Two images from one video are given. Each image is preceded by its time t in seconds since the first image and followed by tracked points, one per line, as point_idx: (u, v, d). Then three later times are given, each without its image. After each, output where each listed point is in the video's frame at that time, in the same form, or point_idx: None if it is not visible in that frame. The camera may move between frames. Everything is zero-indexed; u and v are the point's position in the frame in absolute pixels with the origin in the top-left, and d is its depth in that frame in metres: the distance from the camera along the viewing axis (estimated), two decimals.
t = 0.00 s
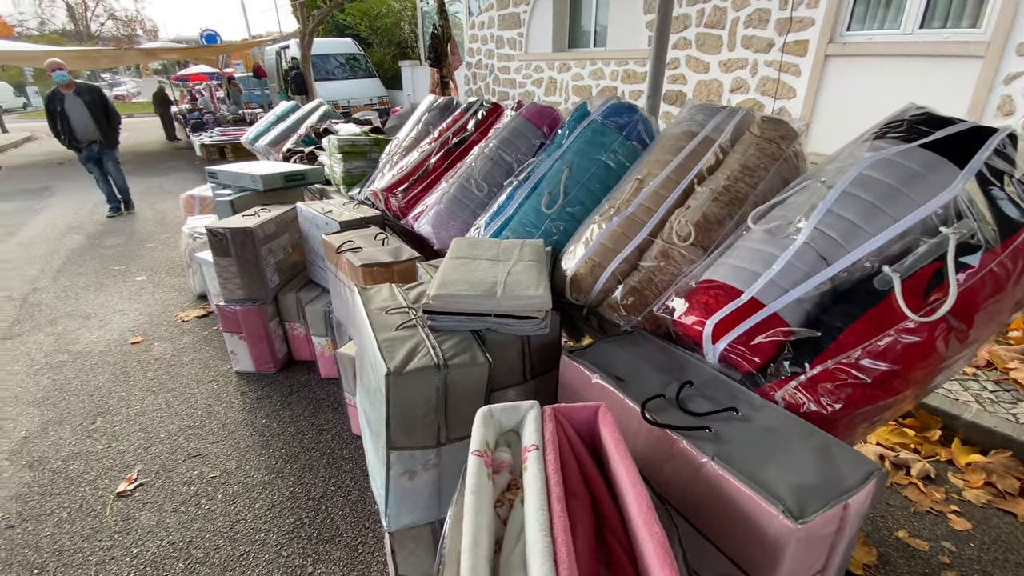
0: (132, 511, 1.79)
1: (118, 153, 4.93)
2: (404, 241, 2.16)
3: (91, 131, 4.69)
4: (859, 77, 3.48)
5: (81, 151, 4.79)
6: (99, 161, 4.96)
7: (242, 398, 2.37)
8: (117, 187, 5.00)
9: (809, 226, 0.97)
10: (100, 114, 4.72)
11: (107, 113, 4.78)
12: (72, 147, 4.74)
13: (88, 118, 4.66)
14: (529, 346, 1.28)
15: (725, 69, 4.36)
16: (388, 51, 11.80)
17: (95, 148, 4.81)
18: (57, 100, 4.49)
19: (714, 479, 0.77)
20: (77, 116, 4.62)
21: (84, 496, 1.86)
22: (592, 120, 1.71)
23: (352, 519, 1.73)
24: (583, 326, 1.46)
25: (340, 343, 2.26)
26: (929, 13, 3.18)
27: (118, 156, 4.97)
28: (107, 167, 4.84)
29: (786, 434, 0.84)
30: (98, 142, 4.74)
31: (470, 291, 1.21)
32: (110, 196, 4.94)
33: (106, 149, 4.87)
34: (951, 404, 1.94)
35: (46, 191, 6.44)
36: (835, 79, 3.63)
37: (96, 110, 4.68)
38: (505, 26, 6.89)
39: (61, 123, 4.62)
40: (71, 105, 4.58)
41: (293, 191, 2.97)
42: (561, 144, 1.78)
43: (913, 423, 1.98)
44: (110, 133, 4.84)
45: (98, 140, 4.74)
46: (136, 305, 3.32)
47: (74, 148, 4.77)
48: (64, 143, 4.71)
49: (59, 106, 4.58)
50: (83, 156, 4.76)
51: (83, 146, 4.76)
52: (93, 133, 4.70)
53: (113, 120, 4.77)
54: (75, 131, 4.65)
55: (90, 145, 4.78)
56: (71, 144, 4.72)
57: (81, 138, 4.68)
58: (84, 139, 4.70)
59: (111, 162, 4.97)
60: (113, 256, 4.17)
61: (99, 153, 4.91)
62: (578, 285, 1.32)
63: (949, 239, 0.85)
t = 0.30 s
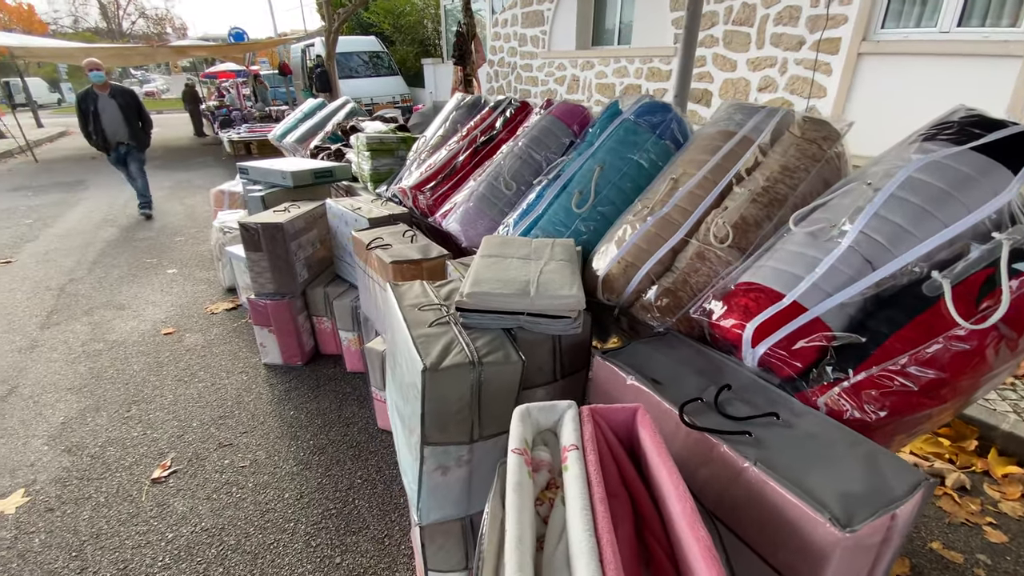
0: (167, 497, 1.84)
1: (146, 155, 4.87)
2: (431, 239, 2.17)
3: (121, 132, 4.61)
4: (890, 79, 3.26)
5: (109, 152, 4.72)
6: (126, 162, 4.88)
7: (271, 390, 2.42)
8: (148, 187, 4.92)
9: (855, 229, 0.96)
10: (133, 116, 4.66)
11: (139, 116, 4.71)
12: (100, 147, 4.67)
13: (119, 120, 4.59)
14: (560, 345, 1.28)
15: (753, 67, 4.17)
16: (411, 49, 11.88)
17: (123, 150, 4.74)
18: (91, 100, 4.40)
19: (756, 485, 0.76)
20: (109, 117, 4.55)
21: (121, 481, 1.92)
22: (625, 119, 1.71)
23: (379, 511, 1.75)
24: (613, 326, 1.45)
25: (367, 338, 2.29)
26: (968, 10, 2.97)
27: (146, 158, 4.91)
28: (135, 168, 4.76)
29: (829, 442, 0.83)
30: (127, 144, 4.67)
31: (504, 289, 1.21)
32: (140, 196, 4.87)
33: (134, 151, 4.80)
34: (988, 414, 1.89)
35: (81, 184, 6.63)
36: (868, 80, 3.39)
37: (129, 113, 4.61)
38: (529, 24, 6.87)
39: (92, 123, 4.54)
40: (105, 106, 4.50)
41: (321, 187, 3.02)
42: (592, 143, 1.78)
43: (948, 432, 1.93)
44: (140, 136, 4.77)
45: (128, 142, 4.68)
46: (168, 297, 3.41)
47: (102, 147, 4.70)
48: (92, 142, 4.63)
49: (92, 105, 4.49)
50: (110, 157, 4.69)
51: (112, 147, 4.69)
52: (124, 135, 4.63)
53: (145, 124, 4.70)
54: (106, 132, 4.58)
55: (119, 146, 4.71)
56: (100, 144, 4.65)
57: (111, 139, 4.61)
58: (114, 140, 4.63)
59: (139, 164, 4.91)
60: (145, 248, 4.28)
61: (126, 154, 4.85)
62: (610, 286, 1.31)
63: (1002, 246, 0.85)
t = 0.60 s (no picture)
0: (190, 487, 1.88)
1: (167, 151, 4.85)
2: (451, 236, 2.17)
3: (142, 125, 4.62)
4: (918, 78, 3.15)
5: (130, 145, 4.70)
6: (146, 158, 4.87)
7: (292, 383, 2.45)
8: (167, 184, 4.94)
9: (891, 233, 0.95)
10: (156, 111, 4.70)
11: (161, 111, 4.74)
12: (121, 140, 4.66)
13: (141, 113, 4.61)
14: (582, 346, 1.27)
15: (777, 65, 4.09)
16: (429, 46, 11.93)
17: (144, 143, 4.73)
18: (114, 90, 4.43)
19: (788, 493, 0.75)
20: (132, 109, 4.57)
21: (146, 470, 1.96)
22: (650, 117, 1.69)
23: (397, 507, 1.76)
24: (636, 328, 1.44)
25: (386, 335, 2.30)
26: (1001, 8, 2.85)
27: (166, 154, 4.89)
28: (156, 164, 4.77)
29: (863, 450, 0.81)
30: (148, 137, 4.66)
31: (528, 289, 1.20)
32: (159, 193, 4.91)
33: (155, 146, 4.79)
34: (1021, 423, 1.83)
35: (108, 179, 6.79)
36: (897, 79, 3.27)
37: (151, 106, 4.64)
38: (548, 21, 6.85)
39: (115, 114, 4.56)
40: (128, 97, 4.54)
41: (342, 184, 3.04)
42: (616, 142, 1.76)
43: (978, 442, 1.87)
44: (162, 131, 4.81)
45: (149, 135, 4.68)
46: (191, 291, 3.47)
47: (123, 141, 4.69)
48: (113, 135, 4.63)
49: (115, 97, 4.53)
50: (130, 150, 4.67)
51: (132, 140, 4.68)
52: (145, 127, 4.63)
53: (167, 118, 4.71)
54: (127, 123, 4.58)
55: (140, 140, 4.70)
56: (121, 137, 4.64)
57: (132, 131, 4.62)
58: (135, 132, 4.63)
59: (159, 160, 4.88)
60: (169, 242, 4.36)
61: (147, 150, 4.84)
62: (634, 286, 1.30)
63: None
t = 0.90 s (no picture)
0: (208, 480, 1.90)
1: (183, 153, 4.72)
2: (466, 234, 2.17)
3: (156, 128, 4.47)
4: (941, 76, 3.08)
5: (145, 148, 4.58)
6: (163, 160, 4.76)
7: (307, 378, 2.47)
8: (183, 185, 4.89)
9: (920, 236, 0.93)
10: (170, 112, 4.52)
11: (175, 111, 4.57)
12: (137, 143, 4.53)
13: (155, 115, 4.45)
14: (600, 346, 1.26)
15: (795, 63, 4.03)
16: (443, 44, 11.95)
17: (159, 146, 4.60)
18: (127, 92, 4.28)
19: (812, 499, 0.74)
20: (145, 111, 4.42)
21: (166, 462, 1.99)
22: (669, 116, 1.68)
23: (411, 503, 1.77)
24: (653, 328, 1.43)
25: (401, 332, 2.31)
26: None
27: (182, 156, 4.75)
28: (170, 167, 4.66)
29: (889, 456, 0.80)
30: (162, 140, 4.52)
31: (546, 288, 1.20)
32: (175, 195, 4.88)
33: (170, 148, 4.65)
34: None
35: (128, 175, 6.90)
36: (918, 77, 3.21)
37: (165, 107, 4.47)
38: (562, 18, 6.82)
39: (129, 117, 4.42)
40: (141, 99, 4.37)
41: (358, 181, 3.06)
42: (634, 141, 1.75)
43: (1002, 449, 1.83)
44: (177, 133, 4.64)
45: (164, 138, 4.53)
46: (208, 286, 3.51)
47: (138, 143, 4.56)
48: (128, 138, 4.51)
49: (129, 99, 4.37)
50: (146, 153, 4.55)
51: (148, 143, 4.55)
52: (159, 130, 4.49)
53: (181, 119, 4.54)
54: (141, 126, 4.44)
55: (155, 142, 4.57)
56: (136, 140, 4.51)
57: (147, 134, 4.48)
58: (149, 135, 4.49)
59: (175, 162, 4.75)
60: (186, 238, 4.42)
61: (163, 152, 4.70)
62: (653, 287, 1.29)
63: None
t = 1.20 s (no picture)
0: (220, 473, 1.92)
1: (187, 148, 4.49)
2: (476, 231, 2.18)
3: (158, 124, 4.24)
4: (958, 74, 3.03)
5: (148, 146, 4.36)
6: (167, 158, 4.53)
7: (317, 374, 2.49)
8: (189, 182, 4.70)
9: (937, 236, 0.92)
10: (169, 106, 4.25)
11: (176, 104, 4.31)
12: (138, 142, 4.30)
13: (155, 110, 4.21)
14: (610, 344, 1.26)
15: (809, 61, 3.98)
16: (453, 41, 11.94)
17: (162, 143, 4.37)
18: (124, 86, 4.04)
19: (825, 499, 0.74)
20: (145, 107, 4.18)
21: (179, 455, 2.01)
22: (682, 114, 1.67)
23: (420, 499, 1.78)
24: (664, 327, 1.42)
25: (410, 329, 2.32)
26: None
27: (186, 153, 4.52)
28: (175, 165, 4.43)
29: (904, 458, 0.79)
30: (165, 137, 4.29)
31: (556, 286, 1.19)
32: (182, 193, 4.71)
33: (173, 144, 4.42)
34: None
35: (141, 171, 6.98)
36: (934, 75, 3.17)
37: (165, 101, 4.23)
38: (573, 15, 6.78)
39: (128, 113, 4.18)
40: (139, 94, 4.13)
41: (368, 178, 3.07)
42: (646, 139, 1.74)
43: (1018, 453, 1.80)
44: (179, 128, 4.38)
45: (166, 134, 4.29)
46: (220, 281, 3.55)
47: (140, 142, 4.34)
48: (129, 137, 4.28)
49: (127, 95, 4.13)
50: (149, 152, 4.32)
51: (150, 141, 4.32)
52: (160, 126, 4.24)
53: (183, 113, 4.30)
54: (142, 124, 4.20)
55: (157, 140, 4.34)
56: (138, 139, 4.28)
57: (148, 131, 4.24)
58: (151, 133, 4.25)
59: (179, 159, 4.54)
60: (199, 234, 4.47)
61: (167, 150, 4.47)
62: (664, 285, 1.28)
63: None
